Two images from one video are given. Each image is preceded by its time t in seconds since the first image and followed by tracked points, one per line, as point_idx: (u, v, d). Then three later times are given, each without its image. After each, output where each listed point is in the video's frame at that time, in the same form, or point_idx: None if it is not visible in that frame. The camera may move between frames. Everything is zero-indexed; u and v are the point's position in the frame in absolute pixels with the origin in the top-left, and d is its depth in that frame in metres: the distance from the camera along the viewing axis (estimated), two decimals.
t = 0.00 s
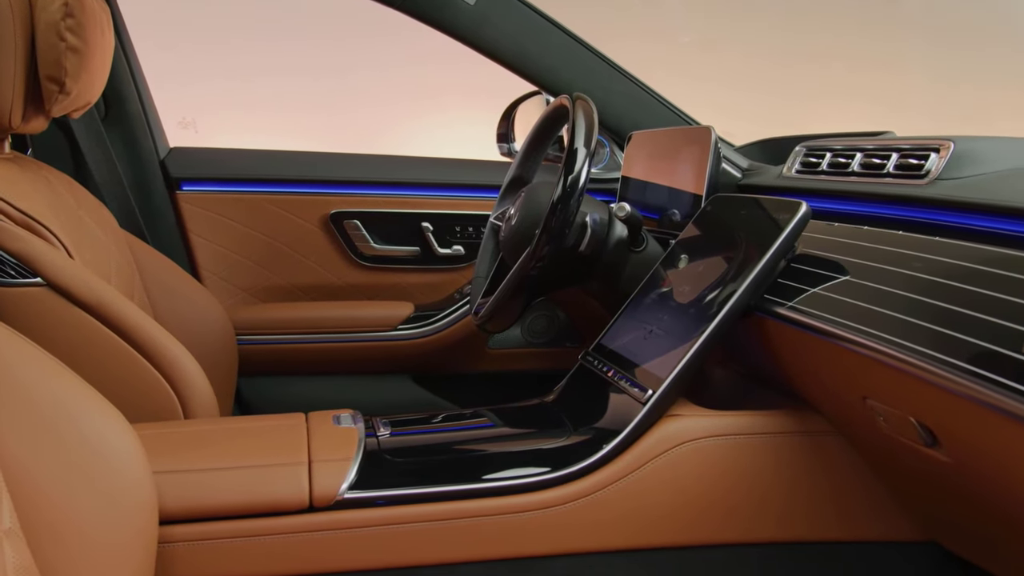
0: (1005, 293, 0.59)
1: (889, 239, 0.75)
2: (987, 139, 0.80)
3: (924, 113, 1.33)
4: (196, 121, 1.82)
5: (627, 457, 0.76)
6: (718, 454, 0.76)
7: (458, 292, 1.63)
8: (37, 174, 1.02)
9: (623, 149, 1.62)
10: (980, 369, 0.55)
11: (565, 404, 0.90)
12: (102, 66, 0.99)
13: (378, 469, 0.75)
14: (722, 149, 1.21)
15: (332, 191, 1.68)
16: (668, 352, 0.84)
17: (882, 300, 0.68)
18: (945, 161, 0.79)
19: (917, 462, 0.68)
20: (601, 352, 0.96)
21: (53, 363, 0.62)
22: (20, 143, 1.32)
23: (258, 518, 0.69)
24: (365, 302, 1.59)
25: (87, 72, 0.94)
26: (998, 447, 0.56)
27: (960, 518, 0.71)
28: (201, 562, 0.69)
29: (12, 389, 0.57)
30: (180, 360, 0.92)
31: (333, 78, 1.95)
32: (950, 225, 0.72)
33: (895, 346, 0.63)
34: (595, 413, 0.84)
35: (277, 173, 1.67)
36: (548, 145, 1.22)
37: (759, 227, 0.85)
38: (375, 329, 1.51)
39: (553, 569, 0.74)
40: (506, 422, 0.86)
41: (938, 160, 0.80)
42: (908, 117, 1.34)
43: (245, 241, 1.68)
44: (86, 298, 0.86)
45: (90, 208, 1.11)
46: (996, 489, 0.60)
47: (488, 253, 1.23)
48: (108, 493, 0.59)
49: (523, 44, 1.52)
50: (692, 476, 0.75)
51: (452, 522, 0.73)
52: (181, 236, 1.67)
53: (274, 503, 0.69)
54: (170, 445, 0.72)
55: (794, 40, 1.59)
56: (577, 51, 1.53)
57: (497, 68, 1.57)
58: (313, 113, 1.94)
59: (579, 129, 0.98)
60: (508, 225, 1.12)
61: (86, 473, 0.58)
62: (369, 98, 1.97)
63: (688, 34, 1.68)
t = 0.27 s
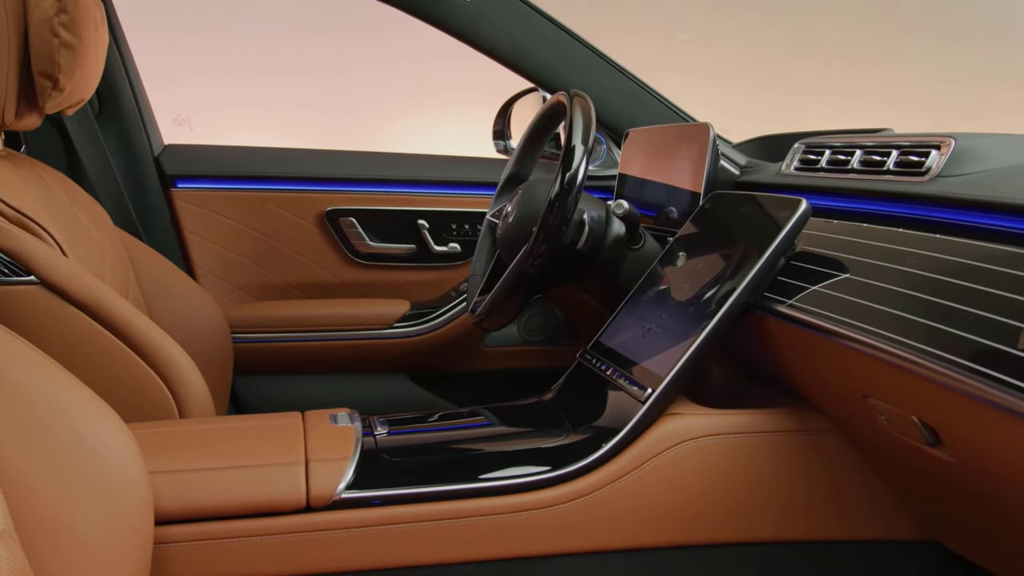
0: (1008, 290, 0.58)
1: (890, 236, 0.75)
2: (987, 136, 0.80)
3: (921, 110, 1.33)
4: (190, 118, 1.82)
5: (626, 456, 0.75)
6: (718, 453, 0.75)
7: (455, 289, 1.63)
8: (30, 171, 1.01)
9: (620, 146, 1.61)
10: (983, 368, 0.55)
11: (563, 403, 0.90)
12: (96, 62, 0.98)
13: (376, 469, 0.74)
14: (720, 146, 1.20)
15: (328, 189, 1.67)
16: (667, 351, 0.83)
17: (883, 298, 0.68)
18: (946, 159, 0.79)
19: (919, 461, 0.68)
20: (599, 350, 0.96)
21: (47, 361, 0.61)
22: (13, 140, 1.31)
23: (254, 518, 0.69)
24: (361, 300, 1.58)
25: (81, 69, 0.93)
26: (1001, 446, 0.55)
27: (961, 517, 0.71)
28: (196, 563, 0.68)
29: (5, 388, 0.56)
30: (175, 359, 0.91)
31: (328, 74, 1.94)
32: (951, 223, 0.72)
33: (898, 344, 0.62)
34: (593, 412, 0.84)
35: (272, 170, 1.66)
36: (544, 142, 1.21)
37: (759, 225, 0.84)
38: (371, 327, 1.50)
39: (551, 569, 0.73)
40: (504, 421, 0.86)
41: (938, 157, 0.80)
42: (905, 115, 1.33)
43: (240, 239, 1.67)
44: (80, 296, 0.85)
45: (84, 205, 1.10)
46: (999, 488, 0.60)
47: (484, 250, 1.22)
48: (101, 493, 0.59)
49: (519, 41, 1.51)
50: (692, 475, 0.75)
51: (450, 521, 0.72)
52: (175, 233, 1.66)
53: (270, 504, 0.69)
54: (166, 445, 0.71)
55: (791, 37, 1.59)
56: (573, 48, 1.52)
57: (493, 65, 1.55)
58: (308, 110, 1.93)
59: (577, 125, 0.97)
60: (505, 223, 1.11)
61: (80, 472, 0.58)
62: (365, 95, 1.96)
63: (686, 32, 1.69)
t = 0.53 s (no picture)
0: (1012, 287, 0.58)
1: (892, 232, 0.74)
2: (990, 132, 0.80)
3: (920, 107, 1.32)
4: (185, 114, 1.81)
5: (626, 454, 0.75)
6: (719, 451, 0.75)
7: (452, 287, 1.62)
8: (24, 168, 1.00)
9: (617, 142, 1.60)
10: (989, 366, 0.54)
11: (563, 400, 0.89)
12: (89, 58, 0.97)
13: (374, 468, 0.73)
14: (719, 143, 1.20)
15: (324, 185, 1.66)
16: (667, 349, 0.83)
17: (886, 295, 0.67)
18: (949, 155, 0.79)
19: (921, 459, 0.67)
20: (598, 348, 0.96)
21: (42, 360, 0.61)
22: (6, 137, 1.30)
23: (251, 518, 0.68)
24: (357, 297, 1.57)
25: (74, 64, 0.92)
26: (1006, 445, 0.55)
27: (963, 515, 0.70)
28: (192, 564, 0.67)
29: None
30: (171, 357, 0.90)
31: (325, 71, 1.93)
32: (953, 219, 0.72)
33: (901, 341, 0.62)
34: (593, 410, 0.83)
35: (268, 167, 1.65)
36: (541, 139, 1.21)
37: (759, 222, 0.84)
38: (367, 325, 1.49)
39: (550, 569, 0.73)
40: (503, 420, 0.85)
41: (941, 153, 0.80)
42: (904, 111, 1.33)
43: (235, 236, 1.66)
44: (74, 294, 0.84)
45: (78, 202, 1.09)
46: (1004, 486, 0.59)
47: (482, 247, 1.22)
48: (97, 493, 0.58)
49: (515, 33, 1.49)
50: (692, 473, 0.75)
51: (449, 521, 0.72)
52: (170, 230, 1.64)
53: (268, 503, 0.68)
54: (162, 444, 0.70)
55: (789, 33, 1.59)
56: (570, 44, 1.51)
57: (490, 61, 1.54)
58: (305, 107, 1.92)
59: (574, 122, 0.97)
60: (503, 220, 1.11)
61: (73, 471, 0.57)
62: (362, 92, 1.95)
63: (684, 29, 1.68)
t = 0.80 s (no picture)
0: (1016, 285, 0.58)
1: (893, 230, 0.74)
2: (992, 129, 0.79)
3: (919, 103, 1.32)
4: (179, 111, 1.78)
5: (626, 453, 0.75)
6: (720, 450, 0.75)
7: (448, 284, 1.61)
8: (17, 164, 0.99)
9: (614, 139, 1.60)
10: (994, 364, 0.54)
11: (561, 399, 0.89)
12: (84, 54, 0.96)
13: (372, 467, 0.73)
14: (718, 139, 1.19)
15: (319, 182, 1.65)
16: (667, 347, 0.82)
17: (887, 292, 0.67)
18: (951, 151, 0.78)
19: (924, 458, 0.67)
20: (597, 346, 0.95)
21: (37, 360, 0.60)
22: None
23: (248, 518, 0.67)
24: (354, 295, 1.57)
25: (69, 60, 0.91)
26: (1011, 443, 0.55)
27: (966, 514, 0.70)
28: (187, 565, 0.67)
29: None
30: (167, 356, 0.89)
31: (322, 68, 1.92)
32: (955, 216, 0.71)
33: (905, 339, 0.61)
34: (592, 409, 0.83)
35: (263, 164, 1.64)
36: (538, 136, 1.20)
37: (759, 218, 0.83)
38: (363, 322, 1.48)
39: (549, 569, 0.73)
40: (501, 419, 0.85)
41: (943, 149, 0.79)
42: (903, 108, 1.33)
43: (230, 234, 1.65)
44: (68, 292, 0.83)
45: (72, 199, 1.08)
46: (1010, 485, 0.59)
47: (478, 245, 1.21)
48: (91, 493, 0.57)
49: (512, 29, 1.49)
50: (693, 472, 0.74)
51: (448, 521, 0.71)
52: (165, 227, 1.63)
53: (264, 503, 0.68)
54: (157, 444, 0.70)
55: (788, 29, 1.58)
56: (567, 40, 1.50)
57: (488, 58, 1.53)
58: (301, 104, 1.91)
59: (572, 118, 0.96)
60: (500, 217, 1.10)
61: (67, 469, 0.56)
62: (359, 89, 1.94)
63: (682, 24, 1.66)
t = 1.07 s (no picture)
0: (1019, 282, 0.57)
1: (895, 227, 0.73)
2: (994, 126, 0.79)
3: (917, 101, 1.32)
4: (175, 108, 1.78)
5: (626, 452, 0.74)
6: (720, 449, 0.74)
7: (445, 282, 1.60)
8: (11, 162, 0.98)
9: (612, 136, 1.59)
10: (997, 362, 0.54)
11: (560, 398, 0.88)
12: (78, 53, 0.94)
13: (370, 467, 0.72)
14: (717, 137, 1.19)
15: (315, 180, 1.65)
16: (666, 345, 0.82)
17: (889, 290, 0.67)
18: (953, 148, 0.78)
19: (926, 457, 0.67)
20: (596, 344, 0.95)
21: (28, 357, 0.59)
22: None
23: (244, 519, 0.67)
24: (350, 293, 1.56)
25: (62, 57, 0.90)
26: (1015, 442, 0.54)
27: (968, 513, 0.70)
28: (183, 566, 0.66)
29: None
30: (163, 355, 0.89)
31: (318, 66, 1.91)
32: (957, 214, 0.71)
33: (906, 337, 0.61)
34: (591, 408, 0.82)
35: (259, 161, 1.63)
36: (536, 133, 1.19)
37: (759, 216, 0.83)
38: (360, 321, 1.48)
39: (549, 569, 0.72)
40: (500, 418, 0.84)
41: (944, 147, 0.79)
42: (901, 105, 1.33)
43: (225, 232, 1.64)
44: (62, 291, 0.83)
45: (67, 196, 1.08)
46: (1013, 483, 0.59)
47: (476, 243, 1.20)
48: (86, 492, 0.56)
49: (511, 31, 1.48)
50: (693, 471, 0.74)
51: (446, 521, 0.71)
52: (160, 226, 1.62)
53: (261, 504, 0.67)
54: (152, 444, 0.69)
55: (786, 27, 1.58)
56: (565, 37, 1.50)
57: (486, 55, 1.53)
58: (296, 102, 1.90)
59: (571, 115, 0.96)
60: (497, 215, 1.09)
61: (61, 466, 0.55)
62: (355, 86, 1.93)
63: (679, 21, 1.66)
